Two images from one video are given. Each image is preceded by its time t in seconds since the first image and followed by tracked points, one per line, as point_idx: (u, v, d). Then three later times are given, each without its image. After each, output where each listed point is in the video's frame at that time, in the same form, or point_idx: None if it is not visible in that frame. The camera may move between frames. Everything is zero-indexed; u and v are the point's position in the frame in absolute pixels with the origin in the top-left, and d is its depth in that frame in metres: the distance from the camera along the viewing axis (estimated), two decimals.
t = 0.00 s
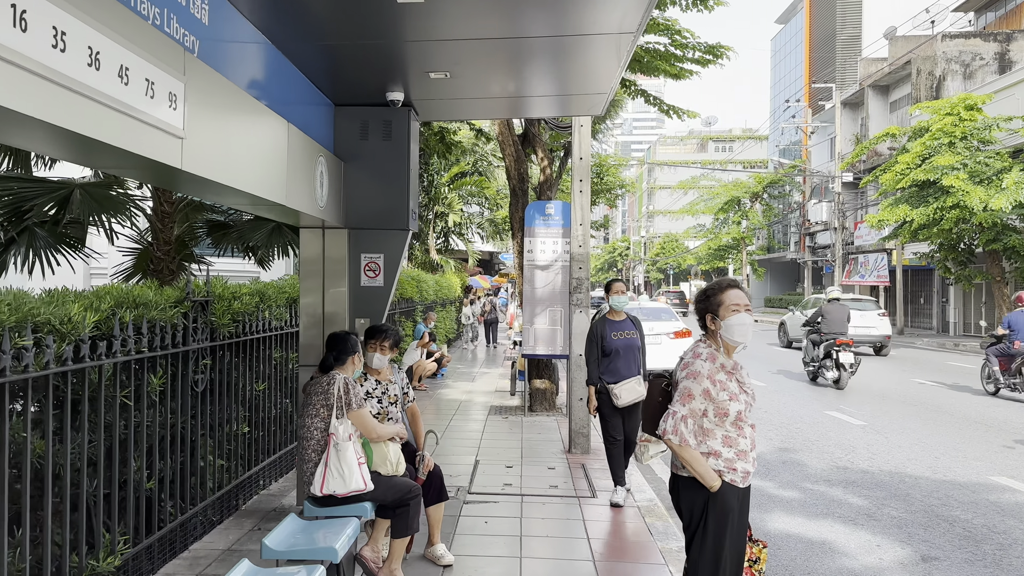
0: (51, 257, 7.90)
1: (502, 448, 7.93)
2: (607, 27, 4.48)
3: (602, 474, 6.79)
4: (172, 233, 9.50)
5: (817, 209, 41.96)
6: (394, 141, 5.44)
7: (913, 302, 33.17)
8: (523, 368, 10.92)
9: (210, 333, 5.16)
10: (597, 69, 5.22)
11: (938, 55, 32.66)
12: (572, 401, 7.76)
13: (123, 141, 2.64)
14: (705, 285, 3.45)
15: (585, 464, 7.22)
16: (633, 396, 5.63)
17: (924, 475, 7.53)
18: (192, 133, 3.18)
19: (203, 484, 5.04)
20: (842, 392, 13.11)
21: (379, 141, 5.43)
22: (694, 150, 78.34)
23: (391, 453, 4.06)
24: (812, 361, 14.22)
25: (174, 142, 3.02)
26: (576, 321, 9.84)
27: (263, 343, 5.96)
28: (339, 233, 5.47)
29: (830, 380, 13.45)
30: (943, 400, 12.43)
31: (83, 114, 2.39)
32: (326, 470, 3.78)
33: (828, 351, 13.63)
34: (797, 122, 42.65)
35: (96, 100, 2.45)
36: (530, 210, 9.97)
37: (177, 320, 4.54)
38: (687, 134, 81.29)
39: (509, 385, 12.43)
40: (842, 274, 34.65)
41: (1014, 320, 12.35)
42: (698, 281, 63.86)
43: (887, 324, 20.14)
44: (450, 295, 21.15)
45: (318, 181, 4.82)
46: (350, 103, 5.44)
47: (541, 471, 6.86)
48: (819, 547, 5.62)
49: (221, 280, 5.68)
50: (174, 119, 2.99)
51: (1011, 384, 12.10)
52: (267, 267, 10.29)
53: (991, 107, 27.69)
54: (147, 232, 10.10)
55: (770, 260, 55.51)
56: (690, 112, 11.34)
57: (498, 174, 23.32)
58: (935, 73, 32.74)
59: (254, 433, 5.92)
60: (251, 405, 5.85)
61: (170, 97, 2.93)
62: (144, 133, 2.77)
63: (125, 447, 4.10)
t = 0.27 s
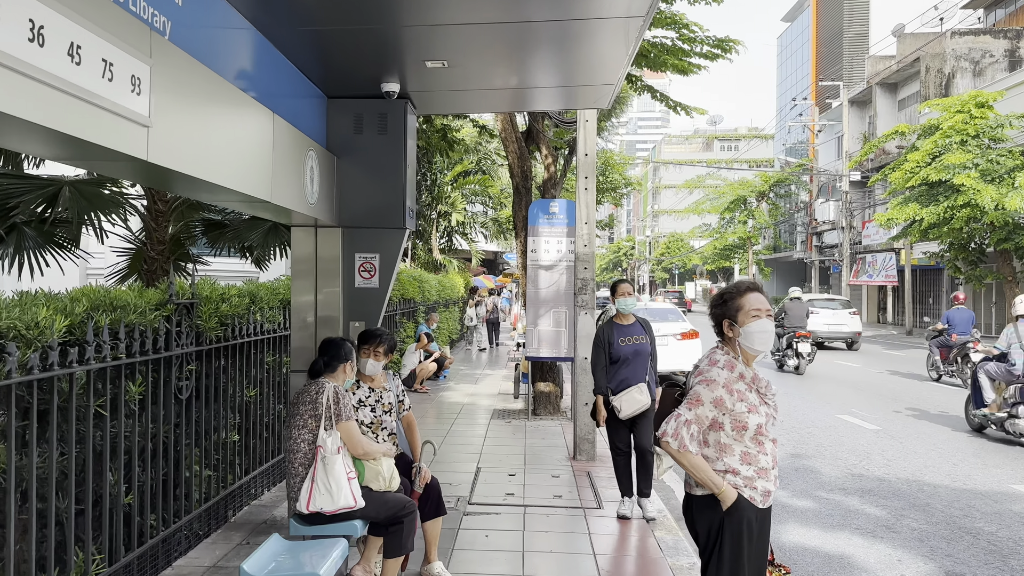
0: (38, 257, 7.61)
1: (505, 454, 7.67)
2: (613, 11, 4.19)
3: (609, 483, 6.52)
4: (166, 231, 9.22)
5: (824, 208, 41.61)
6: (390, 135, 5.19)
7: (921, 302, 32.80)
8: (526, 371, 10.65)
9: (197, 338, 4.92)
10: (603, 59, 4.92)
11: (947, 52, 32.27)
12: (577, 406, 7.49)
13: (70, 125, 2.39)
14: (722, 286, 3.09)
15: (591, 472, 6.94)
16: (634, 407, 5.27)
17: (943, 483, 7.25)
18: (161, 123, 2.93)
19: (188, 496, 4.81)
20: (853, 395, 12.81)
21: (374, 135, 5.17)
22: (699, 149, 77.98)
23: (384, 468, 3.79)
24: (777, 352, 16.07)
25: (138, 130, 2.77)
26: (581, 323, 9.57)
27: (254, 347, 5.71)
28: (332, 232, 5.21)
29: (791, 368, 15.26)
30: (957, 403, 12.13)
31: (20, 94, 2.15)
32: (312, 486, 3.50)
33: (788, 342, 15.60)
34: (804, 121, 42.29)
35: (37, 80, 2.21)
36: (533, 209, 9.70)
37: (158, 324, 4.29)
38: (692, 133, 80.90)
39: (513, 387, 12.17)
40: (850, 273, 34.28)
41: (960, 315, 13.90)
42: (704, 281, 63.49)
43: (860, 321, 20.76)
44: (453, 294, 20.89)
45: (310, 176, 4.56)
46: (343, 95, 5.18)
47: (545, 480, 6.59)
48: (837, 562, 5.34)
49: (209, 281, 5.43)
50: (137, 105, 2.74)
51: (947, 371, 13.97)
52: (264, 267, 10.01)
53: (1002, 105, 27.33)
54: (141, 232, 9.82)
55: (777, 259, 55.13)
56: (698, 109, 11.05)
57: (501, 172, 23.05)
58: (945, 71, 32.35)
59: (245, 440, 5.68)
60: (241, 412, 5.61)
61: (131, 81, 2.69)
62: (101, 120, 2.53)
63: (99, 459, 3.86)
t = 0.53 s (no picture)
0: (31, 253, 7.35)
1: (510, 458, 7.39)
2: None
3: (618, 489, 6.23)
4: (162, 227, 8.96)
5: (832, 206, 41.25)
6: (389, 123, 4.93)
7: (931, 301, 32.43)
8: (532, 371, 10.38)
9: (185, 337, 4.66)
10: (615, 41, 4.63)
11: (957, 48, 31.88)
12: (585, 408, 7.21)
13: (19, 93, 2.12)
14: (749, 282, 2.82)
15: (599, 477, 6.66)
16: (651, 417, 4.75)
17: (965, 488, 6.95)
18: (130, 98, 2.68)
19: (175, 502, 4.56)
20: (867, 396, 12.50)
21: (372, 123, 4.91)
22: (705, 147, 77.57)
23: (382, 476, 3.52)
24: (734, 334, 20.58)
25: (103, 105, 2.52)
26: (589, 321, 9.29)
27: (248, 346, 5.46)
28: (328, 225, 4.94)
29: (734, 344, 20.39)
30: (974, 404, 11.82)
31: None
32: (303, 496, 3.22)
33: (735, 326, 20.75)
34: (811, 118, 41.91)
35: None
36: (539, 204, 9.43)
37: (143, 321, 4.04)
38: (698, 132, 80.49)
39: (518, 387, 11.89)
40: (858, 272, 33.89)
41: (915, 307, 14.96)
42: (709, 280, 63.08)
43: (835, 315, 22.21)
44: (457, 293, 20.59)
45: (303, 165, 4.29)
46: (339, 80, 4.91)
47: (553, 485, 6.32)
48: (860, 573, 5.05)
49: (199, 277, 5.16)
50: (100, 76, 2.48)
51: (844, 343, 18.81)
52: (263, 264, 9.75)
53: (1013, 101, 26.95)
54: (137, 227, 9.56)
55: (783, 258, 54.71)
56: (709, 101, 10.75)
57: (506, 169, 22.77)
58: (955, 67, 31.96)
59: (237, 444, 5.44)
60: (234, 414, 5.36)
61: (93, 48, 2.43)
62: (58, 90, 2.27)
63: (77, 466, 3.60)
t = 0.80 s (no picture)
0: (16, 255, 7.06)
1: (513, 464, 7.12)
2: None
3: (625, 501, 5.95)
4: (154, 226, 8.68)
5: (838, 204, 40.91)
6: (384, 115, 4.66)
7: (938, 301, 32.10)
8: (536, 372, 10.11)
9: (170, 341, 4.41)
10: (628, 27, 4.33)
11: (966, 44, 31.51)
12: (592, 412, 6.94)
13: None
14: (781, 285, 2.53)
15: (606, 486, 6.39)
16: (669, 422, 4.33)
17: (989, 498, 6.67)
18: (90, 81, 2.48)
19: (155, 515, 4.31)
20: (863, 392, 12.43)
21: (367, 115, 4.64)
22: (709, 145, 77.21)
23: (376, 495, 3.25)
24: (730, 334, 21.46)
25: (48, 85, 2.28)
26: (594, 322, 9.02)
27: (238, 351, 5.21)
28: (322, 223, 4.67)
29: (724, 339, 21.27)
30: (988, 406, 11.53)
31: None
32: (288, 518, 2.95)
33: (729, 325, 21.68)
34: (817, 116, 41.60)
35: None
36: (543, 202, 9.16)
37: (122, 324, 3.78)
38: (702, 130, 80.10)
39: (521, 389, 11.63)
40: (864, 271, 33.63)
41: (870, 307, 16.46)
42: (713, 279, 62.74)
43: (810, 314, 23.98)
44: (460, 292, 20.33)
45: (293, 158, 4.02)
46: (335, 69, 4.62)
47: (558, 494, 6.05)
48: None
49: (186, 278, 4.91)
50: (52, 53, 2.27)
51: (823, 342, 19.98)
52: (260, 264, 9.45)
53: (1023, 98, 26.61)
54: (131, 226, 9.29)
55: (788, 257, 54.37)
56: (718, 96, 10.48)
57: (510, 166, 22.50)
58: (963, 63, 31.58)
59: (228, 453, 5.19)
60: (222, 422, 5.11)
61: (41, 20, 2.21)
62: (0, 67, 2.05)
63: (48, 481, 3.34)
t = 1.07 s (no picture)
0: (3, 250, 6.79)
1: (514, 468, 6.87)
2: None
3: (631, 507, 5.69)
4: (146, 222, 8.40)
5: (843, 202, 40.60)
6: (377, 100, 4.39)
7: (943, 299, 31.81)
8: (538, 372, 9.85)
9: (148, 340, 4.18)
10: (636, 8, 4.07)
11: (973, 40, 31.17)
12: (596, 414, 6.68)
13: None
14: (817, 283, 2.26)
15: (610, 491, 6.13)
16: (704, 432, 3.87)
17: (1008, 504, 6.41)
18: (24, 41, 2.13)
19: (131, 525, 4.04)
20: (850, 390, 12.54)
21: (358, 100, 4.38)
22: (713, 143, 76.88)
23: (364, 508, 2.99)
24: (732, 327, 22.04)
25: None
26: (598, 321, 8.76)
27: (224, 351, 4.97)
28: (311, 215, 4.41)
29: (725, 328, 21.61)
30: (1000, 406, 11.27)
31: None
32: (266, 535, 2.69)
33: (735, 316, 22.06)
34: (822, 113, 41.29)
35: None
36: (545, 197, 8.89)
37: (94, 323, 3.53)
38: (705, 128, 79.77)
39: (523, 389, 11.38)
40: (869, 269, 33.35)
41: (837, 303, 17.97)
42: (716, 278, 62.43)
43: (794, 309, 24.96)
44: (462, 290, 20.08)
45: (277, 144, 3.73)
46: (322, 51, 4.36)
47: (561, 501, 5.78)
48: None
49: (168, 273, 4.68)
50: None
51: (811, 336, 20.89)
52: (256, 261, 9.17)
53: None
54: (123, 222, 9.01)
55: (792, 255, 54.08)
56: (725, 89, 10.20)
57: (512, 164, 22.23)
58: (970, 59, 31.24)
59: (213, 458, 4.94)
60: (206, 426, 4.87)
61: None
62: None
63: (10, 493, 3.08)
